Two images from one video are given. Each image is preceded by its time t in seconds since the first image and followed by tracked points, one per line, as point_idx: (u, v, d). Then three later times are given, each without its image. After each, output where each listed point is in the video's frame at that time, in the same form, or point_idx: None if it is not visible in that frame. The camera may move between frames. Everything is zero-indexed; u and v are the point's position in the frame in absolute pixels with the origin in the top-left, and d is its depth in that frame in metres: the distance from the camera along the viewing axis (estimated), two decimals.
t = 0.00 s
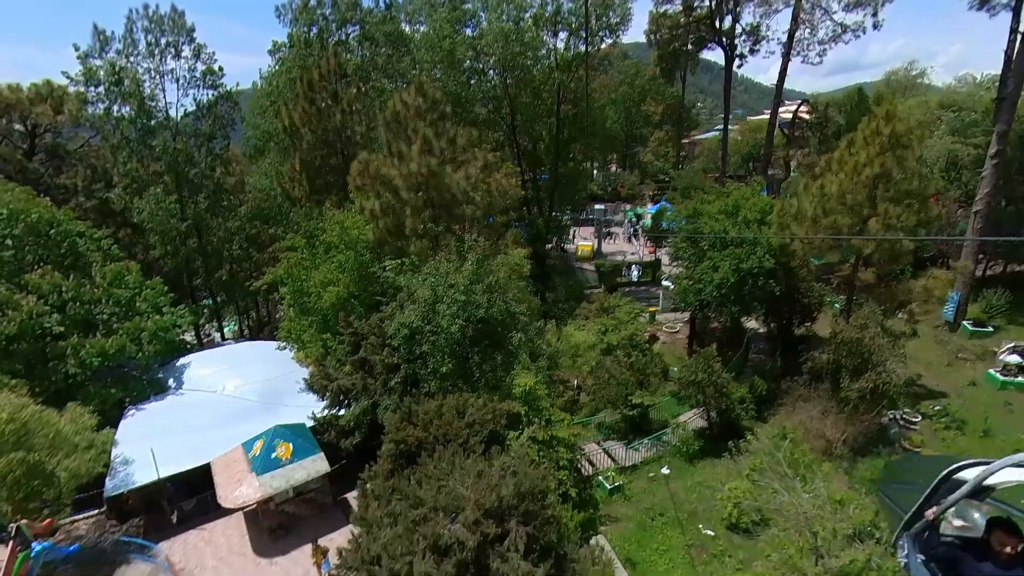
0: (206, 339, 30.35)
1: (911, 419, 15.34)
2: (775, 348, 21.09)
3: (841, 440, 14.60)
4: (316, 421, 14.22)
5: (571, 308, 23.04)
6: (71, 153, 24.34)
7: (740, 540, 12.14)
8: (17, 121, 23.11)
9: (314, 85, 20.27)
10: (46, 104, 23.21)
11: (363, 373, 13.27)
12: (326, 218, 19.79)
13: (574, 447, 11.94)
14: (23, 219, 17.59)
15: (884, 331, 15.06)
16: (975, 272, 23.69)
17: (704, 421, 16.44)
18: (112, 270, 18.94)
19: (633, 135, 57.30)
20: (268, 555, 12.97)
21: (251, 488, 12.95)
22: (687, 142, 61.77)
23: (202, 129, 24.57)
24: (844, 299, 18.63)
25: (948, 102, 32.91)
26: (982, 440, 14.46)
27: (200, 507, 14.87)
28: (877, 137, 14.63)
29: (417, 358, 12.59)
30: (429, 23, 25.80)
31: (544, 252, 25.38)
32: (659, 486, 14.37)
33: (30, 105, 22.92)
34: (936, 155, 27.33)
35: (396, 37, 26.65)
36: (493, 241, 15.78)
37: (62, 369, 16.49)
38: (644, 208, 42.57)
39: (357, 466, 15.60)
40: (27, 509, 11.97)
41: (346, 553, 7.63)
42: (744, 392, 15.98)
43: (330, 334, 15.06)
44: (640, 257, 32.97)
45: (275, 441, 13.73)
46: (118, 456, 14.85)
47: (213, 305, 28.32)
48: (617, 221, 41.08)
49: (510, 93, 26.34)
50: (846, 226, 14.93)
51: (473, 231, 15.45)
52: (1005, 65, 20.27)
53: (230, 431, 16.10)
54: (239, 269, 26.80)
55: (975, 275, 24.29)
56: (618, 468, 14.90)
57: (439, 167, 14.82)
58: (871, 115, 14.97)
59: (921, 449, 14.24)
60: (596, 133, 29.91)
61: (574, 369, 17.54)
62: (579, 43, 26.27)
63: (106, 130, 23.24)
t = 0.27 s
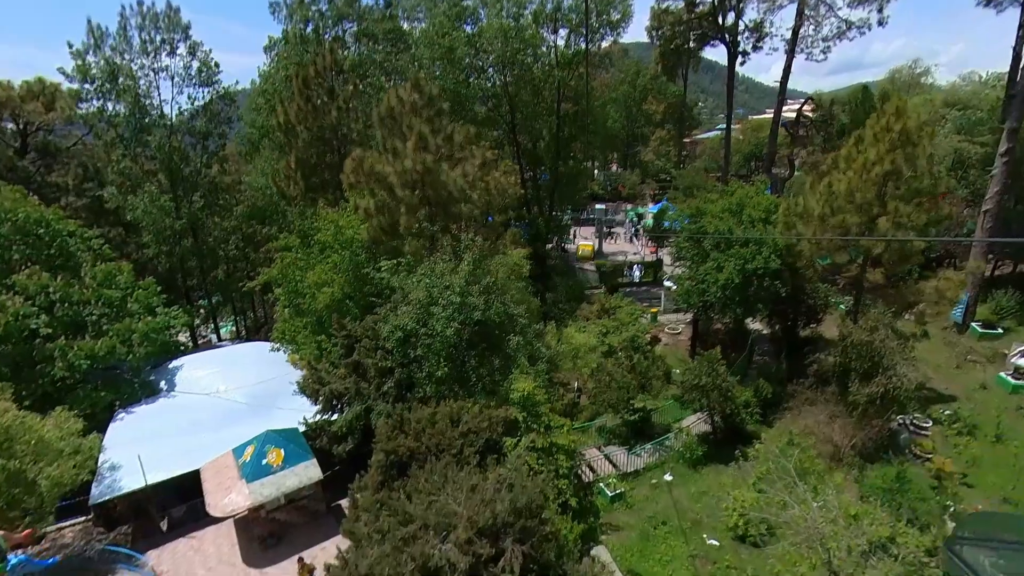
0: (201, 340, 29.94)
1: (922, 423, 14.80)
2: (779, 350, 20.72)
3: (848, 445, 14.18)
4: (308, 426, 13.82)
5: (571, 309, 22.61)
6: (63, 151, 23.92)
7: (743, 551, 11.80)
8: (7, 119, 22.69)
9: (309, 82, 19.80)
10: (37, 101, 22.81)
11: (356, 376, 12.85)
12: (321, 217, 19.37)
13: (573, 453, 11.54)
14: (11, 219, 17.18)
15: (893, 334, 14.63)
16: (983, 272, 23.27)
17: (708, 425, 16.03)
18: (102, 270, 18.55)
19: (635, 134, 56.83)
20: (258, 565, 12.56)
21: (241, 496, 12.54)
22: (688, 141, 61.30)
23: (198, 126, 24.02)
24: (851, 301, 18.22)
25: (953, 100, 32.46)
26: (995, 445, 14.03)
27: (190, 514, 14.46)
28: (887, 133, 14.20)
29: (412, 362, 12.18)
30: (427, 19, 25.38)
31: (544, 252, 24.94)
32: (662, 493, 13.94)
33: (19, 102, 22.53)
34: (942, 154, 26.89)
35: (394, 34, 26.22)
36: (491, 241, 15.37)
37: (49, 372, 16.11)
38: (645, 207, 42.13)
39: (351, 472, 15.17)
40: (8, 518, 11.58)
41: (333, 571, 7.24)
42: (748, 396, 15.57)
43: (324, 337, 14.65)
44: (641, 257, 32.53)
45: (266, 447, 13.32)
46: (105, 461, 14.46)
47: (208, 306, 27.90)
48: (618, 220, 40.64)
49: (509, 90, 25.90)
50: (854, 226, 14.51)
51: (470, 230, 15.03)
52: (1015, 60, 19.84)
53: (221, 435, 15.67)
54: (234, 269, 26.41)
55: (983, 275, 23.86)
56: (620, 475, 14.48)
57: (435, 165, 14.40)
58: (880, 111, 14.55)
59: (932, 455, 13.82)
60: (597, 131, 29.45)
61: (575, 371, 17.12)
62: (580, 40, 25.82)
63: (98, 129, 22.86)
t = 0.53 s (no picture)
0: (196, 341, 29.50)
1: (935, 429, 14.39)
2: (784, 353, 20.39)
3: (857, 450, 13.89)
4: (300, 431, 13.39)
5: (571, 310, 22.18)
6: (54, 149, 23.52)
7: (751, 564, 11.28)
8: None
9: (303, 78, 19.34)
10: (27, 99, 22.38)
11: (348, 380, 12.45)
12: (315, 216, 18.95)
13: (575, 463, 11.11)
14: None
15: (904, 336, 14.18)
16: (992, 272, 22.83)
17: (712, 430, 15.61)
18: (92, 270, 18.18)
19: (636, 134, 56.35)
20: None
21: (229, 504, 12.12)
22: (690, 141, 60.80)
23: (193, 125, 23.65)
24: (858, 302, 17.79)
25: (960, 97, 31.98)
26: (1010, 452, 13.58)
27: (179, 522, 14.07)
28: (897, 129, 13.77)
29: (406, 366, 11.77)
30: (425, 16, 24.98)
31: (544, 252, 24.51)
32: (665, 501, 13.50)
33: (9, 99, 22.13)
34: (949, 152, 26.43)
35: (392, 31, 25.83)
36: (489, 240, 14.95)
37: (35, 375, 15.74)
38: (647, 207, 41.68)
39: (344, 478, 14.72)
40: None
41: None
42: (753, 400, 15.14)
43: (317, 339, 14.22)
44: (642, 257, 32.09)
45: (256, 453, 12.90)
46: (92, 467, 14.12)
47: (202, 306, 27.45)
48: (619, 220, 40.19)
49: (509, 88, 25.47)
50: (863, 225, 14.08)
51: (467, 230, 14.58)
52: None
53: (211, 440, 15.30)
54: (230, 269, 26.01)
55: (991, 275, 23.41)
56: (621, 482, 14.03)
57: (430, 162, 13.97)
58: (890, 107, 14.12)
59: (944, 462, 13.42)
60: (598, 130, 29.03)
61: (575, 374, 16.70)
62: (581, 36, 25.37)
63: (90, 127, 22.46)
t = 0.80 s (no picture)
0: (192, 342, 29.09)
1: (948, 437, 13.54)
2: (790, 354, 20.04)
3: (865, 457, 13.36)
4: (292, 437, 12.96)
5: (572, 311, 21.76)
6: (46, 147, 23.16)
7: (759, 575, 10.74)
8: None
9: (299, 75, 18.92)
10: (18, 96, 22.01)
11: (341, 384, 12.04)
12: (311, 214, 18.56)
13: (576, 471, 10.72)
14: None
15: (915, 339, 13.75)
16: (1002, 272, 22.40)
17: (716, 435, 15.21)
18: (80, 271, 17.81)
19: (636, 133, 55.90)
20: None
21: (218, 513, 11.69)
22: (692, 140, 60.35)
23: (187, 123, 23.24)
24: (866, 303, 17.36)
25: (966, 95, 31.53)
26: None
27: (168, 529, 13.69)
28: (909, 125, 13.45)
29: (400, 369, 11.35)
30: (424, 12, 24.56)
31: (544, 252, 24.08)
32: (669, 508, 13.07)
33: None
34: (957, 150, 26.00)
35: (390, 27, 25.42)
36: (488, 240, 14.56)
37: (20, 377, 15.39)
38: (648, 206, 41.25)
39: (338, 484, 14.28)
40: None
41: None
42: (759, 404, 14.71)
43: (310, 341, 13.81)
44: (644, 257, 31.68)
45: (246, 460, 12.47)
46: (78, 472, 13.77)
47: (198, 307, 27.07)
48: (620, 220, 39.77)
49: (509, 85, 25.04)
50: (873, 224, 13.64)
51: (466, 228, 14.17)
52: None
53: (202, 446, 14.93)
54: (225, 269, 25.64)
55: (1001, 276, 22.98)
56: (624, 489, 13.61)
57: (427, 158, 13.53)
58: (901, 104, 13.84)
59: (958, 469, 12.65)
60: (600, 128, 28.61)
61: (576, 377, 16.28)
62: (582, 33, 24.95)
63: (83, 125, 22.08)
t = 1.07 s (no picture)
0: (187, 343, 28.68)
1: (960, 443, 13.47)
2: (795, 356, 19.62)
3: (875, 463, 13.12)
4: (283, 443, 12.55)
5: (572, 313, 21.31)
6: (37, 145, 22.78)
7: None
8: None
9: (293, 71, 18.46)
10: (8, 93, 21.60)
11: (333, 387, 11.65)
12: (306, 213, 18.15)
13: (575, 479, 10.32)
14: None
15: (927, 342, 13.30)
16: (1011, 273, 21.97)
17: (721, 440, 14.79)
18: (69, 271, 17.43)
19: (638, 132, 55.46)
20: None
21: (205, 522, 11.28)
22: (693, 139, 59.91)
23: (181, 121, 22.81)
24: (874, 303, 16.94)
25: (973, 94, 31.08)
26: None
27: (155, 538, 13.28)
28: (921, 121, 13.08)
29: (394, 374, 10.93)
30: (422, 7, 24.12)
31: (544, 252, 23.64)
32: (672, 517, 12.63)
33: None
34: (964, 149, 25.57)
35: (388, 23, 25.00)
36: (485, 239, 14.15)
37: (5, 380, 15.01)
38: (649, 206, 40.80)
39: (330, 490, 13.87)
40: None
41: None
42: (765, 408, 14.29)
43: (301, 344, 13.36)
44: (645, 257, 31.24)
45: (234, 467, 12.06)
46: (63, 479, 13.40)
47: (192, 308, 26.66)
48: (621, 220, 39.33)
49: (508, 82, 24.60)
50: (885, 223, 13.14)
51: (462, 227, 13.75)
52: None
53: (192, 451, 14.52)
54: (220, 269, 25.23)
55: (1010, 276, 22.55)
56: (626, 496, 13.16)
57: (422, 155, 13.09)
58: (912, 99, 13.50)
59: (973, 477, 12.45)
60: (601, 126, 28.18)
61: (576, 380, 15.84)
62: (583, 29, 24.50)
63: (73, 122, 21.68)
